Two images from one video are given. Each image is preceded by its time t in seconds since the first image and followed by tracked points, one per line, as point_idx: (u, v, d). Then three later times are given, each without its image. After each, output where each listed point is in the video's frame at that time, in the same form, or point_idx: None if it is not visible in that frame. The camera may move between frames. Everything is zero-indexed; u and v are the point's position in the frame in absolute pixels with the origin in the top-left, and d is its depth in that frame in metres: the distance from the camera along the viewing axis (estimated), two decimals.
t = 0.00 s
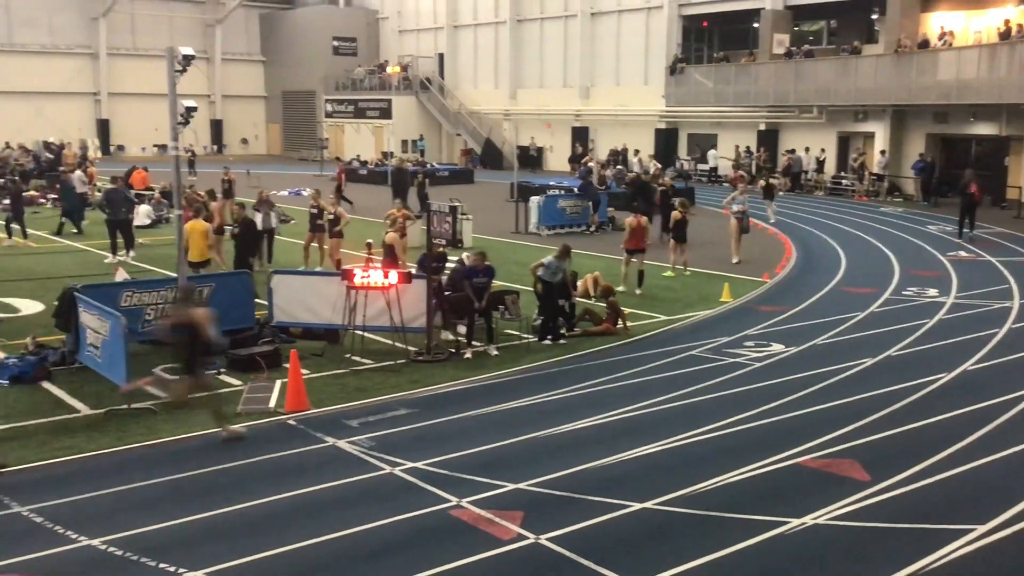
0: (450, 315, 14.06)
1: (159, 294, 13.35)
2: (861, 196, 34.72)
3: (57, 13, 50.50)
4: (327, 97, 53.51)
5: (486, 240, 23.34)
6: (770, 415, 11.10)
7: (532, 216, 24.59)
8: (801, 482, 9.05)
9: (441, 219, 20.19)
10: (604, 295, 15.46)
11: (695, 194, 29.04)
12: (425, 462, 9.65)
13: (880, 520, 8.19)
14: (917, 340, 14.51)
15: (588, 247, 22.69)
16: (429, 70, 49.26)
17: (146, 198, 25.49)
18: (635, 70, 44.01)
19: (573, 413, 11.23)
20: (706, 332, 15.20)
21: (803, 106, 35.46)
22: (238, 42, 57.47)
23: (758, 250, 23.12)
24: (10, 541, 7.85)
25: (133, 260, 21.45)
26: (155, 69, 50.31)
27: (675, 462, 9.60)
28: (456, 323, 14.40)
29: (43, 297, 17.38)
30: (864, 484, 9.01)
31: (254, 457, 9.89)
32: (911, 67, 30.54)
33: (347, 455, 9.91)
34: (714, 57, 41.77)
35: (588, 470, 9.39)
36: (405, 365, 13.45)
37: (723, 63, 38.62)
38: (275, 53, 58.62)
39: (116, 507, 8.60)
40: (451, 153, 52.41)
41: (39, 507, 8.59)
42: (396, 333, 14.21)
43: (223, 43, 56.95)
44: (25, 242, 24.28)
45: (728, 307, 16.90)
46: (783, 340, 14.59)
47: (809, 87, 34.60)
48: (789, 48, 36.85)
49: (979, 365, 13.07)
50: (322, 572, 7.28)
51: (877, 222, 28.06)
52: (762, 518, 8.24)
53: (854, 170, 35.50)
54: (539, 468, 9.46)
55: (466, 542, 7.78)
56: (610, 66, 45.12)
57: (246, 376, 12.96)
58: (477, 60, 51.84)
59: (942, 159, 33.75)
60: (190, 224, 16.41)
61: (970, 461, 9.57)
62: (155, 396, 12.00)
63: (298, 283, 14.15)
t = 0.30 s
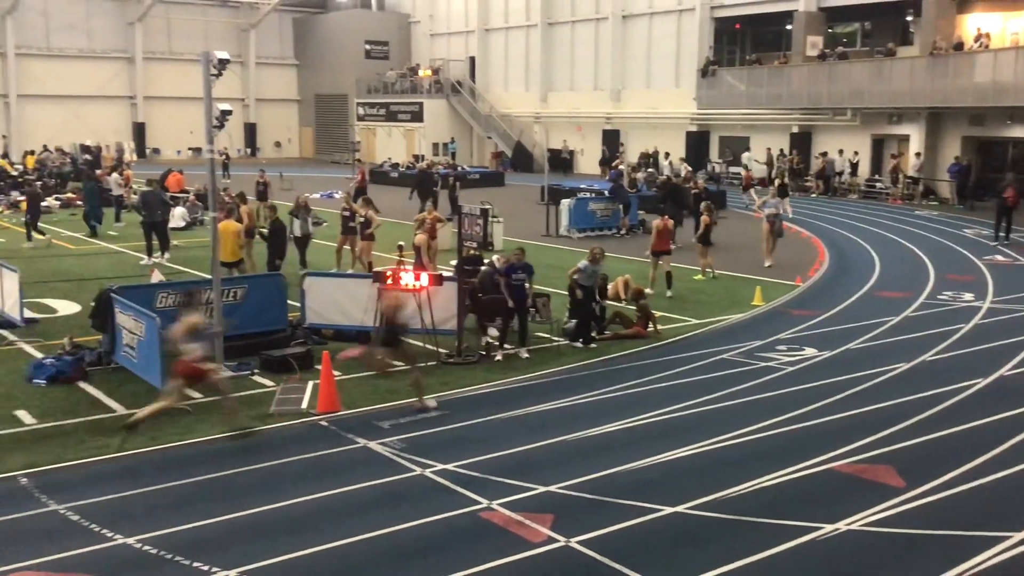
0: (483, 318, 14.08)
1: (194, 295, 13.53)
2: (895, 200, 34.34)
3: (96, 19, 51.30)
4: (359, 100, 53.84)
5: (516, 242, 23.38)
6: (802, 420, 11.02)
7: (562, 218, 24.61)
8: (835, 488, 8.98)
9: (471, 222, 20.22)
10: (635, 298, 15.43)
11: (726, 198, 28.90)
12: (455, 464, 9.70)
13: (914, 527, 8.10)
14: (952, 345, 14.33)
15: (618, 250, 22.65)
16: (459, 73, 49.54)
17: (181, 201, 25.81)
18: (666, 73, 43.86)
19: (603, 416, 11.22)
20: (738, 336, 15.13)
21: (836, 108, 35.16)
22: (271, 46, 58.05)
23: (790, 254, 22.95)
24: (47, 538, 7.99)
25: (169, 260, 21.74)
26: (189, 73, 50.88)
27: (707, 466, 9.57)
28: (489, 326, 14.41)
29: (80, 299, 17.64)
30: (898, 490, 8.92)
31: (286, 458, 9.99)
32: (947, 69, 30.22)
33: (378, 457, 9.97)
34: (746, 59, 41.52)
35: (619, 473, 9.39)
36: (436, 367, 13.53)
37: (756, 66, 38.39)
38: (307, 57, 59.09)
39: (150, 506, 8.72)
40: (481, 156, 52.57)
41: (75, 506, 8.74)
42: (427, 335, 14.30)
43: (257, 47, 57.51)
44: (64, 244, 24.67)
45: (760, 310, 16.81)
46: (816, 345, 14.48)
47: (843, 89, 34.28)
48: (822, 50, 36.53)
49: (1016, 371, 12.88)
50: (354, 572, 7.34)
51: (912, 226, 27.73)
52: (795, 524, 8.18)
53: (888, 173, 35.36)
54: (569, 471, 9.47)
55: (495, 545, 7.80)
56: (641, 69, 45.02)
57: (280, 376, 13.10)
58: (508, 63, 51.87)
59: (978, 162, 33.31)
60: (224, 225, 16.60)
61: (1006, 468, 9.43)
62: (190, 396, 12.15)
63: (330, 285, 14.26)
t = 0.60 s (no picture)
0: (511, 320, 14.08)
1: (225, 296, 13.67)
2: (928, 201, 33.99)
3: (129, 23, 51.94)
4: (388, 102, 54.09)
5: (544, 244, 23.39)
6: (832, 423, 10.95)
7: (590, 220, 24.59)
8: (867, 492, 8.92)
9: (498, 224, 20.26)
10: (663, 300, 15.40)
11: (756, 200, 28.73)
12: (485, 465, 9.74)
13: (946, 531, 8.03)
14: (986, 348, 14.17)
15: (646, 252, 22.59)
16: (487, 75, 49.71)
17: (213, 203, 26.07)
18: (695, 74, 43.71)
19: (631, 418, 11.22)
20: (767, 338, 15.05)
21: (868, 109, 34.85)
22: (302, 49, 58.51)
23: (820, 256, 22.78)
24: (82, 536, 8.11)
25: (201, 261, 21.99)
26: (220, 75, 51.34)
27: (737, 468, 9.54)
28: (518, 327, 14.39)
29: (113, 300, 17.87)
30: (931, 494, 8.83)
31: (315, 458, 10.07)
32: (982, 70, 29.89)
33: (408, 458, 10.03)
34: (776, 60, 41.28)
35: (647, 475, 9.39)
36: (464, 369, 13.59)
37: (786, 67, 38.14)
38: (337, 59, 59.48)
39: (183, 504, 8.84)
40: (509, 158, 52.66)
41: (109, 504, 8.87)
42: (455, 337, 14.35)
43: (288, 50, 57.97)
44: (97, 245, 25.00)
45: (789, 312, 16.72)
46: (847, 347, 14.39)
47: (875, 90, 33.97)
48: (853, 50, 36.25)
49: None
50: (384, 572, 7.41)
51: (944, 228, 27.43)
52: (825, 528, 8.14)
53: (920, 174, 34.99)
54: (598, 473, 9.48)
55: (524, 546, 7.83)
56: (670, 70, 44.89)
57: (309, 377, 13.21)
58: (537, 64, 51.89)
59: (1012, 164, 32.89)
60: (257, 226, 16.77)
61: None
62: (220, 396, 12.28)
63: (359, 285, 14.33)
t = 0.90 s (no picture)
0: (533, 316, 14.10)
1: (250, 291, 13.79)
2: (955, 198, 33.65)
3: (155, 20, 52.37)
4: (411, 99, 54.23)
5: (567, 240, 23.38)
6: (856, 421, 10.89)
7: (614, 216, 24.55)
8: (891, 490, 8.87)
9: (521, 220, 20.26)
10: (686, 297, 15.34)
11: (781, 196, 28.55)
12: (507, 460, 9.78)
13: (971, 530, 7.97)
14: (1014, 347, 14.03)
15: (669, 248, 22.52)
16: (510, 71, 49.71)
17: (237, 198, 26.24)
18: (719, 69, 43.48)
19: (654, 415, 11.21)
20: (791, 335, 14.98)
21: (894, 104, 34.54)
22: (326, 46, 58.73)
23: (845, 253, 22.61)
24: (110, 529, 8.23)
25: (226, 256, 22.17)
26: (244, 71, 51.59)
27: (761, 466, 9.52)
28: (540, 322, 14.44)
29: (139, 294, 18.06)
30: (956, 493, 8.77)
31: (338, 452, 10.14)
32: (1010, 66, 29.57)
33: (431, 453, 10.09)
34: (801, 56, 40.99)
35: (669, 471, 9.39)
36: (487, 364, 13.62)
37: (812, 62, 37.86)
38: (361, 56, 59.66)
39: (208, 497, 8.94)
40: (532, 154, 52.66)
41: (135, 497, 8.99)
42: (478, 332, 14.38)
43: (312, 47, 58.21)
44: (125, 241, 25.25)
45: (814, 310, 16.61)
46: (872, 345, 14.29)
47: (902, 86, 33.65)
48: (879, 46, 35.95)
49: None
50: (407, 566, 7.46)
51: (971, 225, 27.13)
52: (848, 526, 8.11)
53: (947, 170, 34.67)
54: (620, 469, 9.48)
55: (546, 542, 7.86)
56: (694, 66, 44.68)
57: (333, 371, 13.30)
58: (560, 60, 51.81)
59: None
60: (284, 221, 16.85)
61: None
62: (245, 390, 12.40)
63: (382, 282, 14.40)
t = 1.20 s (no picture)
0: (557, 310, 14.14)
1: (277, 284, 13.90)
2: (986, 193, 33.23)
3: (183, 15, 52.79)
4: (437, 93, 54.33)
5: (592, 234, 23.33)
6: (885, 418, 10.80)
7: (640, 211, 24.47)
8: (919, 488, 8.79)
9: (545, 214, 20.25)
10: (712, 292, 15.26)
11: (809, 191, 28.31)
12: (532, 455, 9.80)
13: (1001, 529, 7.89)
14: None
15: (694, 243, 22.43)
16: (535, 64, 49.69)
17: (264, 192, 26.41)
18: (746, 63, 43.17)
19: (679, 410, 11.18)
20: (818, 331, 14.87)
21: (924, 99, 34.17)
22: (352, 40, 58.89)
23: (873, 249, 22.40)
24: (140, 518, 8.35)
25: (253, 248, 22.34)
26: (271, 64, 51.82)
27: (787, 462, 9.47)
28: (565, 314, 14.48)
29: (168, 287, 18.24)
30: (986, 491, 8.69)
31: (363, 445, 10.21)
32: None
33: (456, 446, 10.13)
34: (830, 49, 40.60)
35: (694, 467, 9.37)
36: (512, 359, 13.63)
37: (842, 56, 37.51)
38: (388, 50, 59.79)
39: (234, 488, 9.03)
40: (558, 148, 52.61)
41: (164, 487, 9.09)
42: (502, 326, 14.43)
43: (338, 41, 58.40)
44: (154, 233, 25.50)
45: (841, 306, 16.48)
46: (901, 341, 14.16)
47: (933, 80, 33.27)
48: (910, 40, 35.55)
49: None
50: (431, 558, 7.51)
51: (1002, 221, 26.79)
52: (875, 523, 8.06)
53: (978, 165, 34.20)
54: (645, 464, 9.47)
55: (571, 536, 7.87)
56: (721, 59, 44.41)
57: (359, 364, 13.38)
58: (586, 54, 51.64)
59: None
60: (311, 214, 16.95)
61: None
62: (271, 382, 12.51)
63: (406, 276, 14.46)
